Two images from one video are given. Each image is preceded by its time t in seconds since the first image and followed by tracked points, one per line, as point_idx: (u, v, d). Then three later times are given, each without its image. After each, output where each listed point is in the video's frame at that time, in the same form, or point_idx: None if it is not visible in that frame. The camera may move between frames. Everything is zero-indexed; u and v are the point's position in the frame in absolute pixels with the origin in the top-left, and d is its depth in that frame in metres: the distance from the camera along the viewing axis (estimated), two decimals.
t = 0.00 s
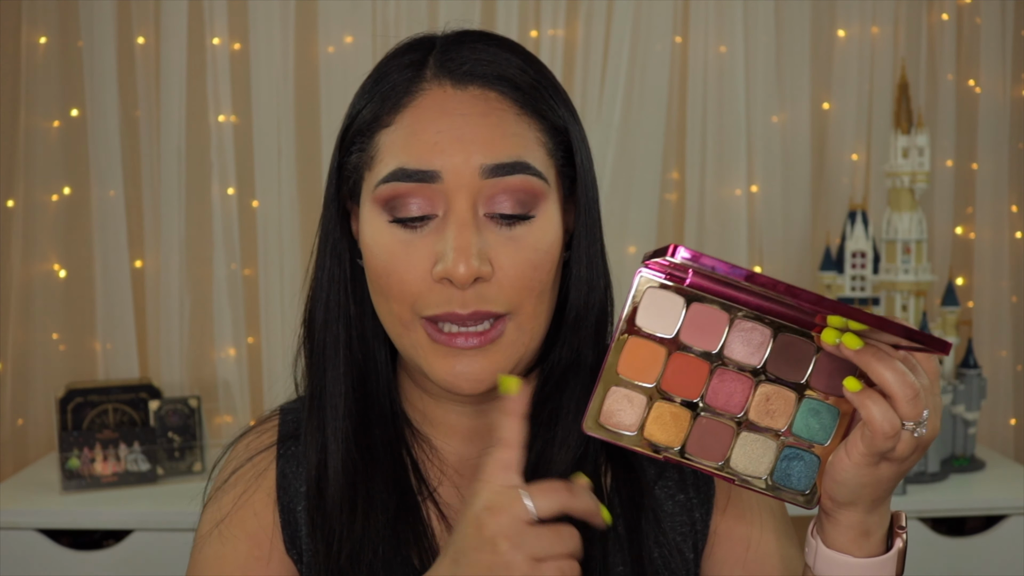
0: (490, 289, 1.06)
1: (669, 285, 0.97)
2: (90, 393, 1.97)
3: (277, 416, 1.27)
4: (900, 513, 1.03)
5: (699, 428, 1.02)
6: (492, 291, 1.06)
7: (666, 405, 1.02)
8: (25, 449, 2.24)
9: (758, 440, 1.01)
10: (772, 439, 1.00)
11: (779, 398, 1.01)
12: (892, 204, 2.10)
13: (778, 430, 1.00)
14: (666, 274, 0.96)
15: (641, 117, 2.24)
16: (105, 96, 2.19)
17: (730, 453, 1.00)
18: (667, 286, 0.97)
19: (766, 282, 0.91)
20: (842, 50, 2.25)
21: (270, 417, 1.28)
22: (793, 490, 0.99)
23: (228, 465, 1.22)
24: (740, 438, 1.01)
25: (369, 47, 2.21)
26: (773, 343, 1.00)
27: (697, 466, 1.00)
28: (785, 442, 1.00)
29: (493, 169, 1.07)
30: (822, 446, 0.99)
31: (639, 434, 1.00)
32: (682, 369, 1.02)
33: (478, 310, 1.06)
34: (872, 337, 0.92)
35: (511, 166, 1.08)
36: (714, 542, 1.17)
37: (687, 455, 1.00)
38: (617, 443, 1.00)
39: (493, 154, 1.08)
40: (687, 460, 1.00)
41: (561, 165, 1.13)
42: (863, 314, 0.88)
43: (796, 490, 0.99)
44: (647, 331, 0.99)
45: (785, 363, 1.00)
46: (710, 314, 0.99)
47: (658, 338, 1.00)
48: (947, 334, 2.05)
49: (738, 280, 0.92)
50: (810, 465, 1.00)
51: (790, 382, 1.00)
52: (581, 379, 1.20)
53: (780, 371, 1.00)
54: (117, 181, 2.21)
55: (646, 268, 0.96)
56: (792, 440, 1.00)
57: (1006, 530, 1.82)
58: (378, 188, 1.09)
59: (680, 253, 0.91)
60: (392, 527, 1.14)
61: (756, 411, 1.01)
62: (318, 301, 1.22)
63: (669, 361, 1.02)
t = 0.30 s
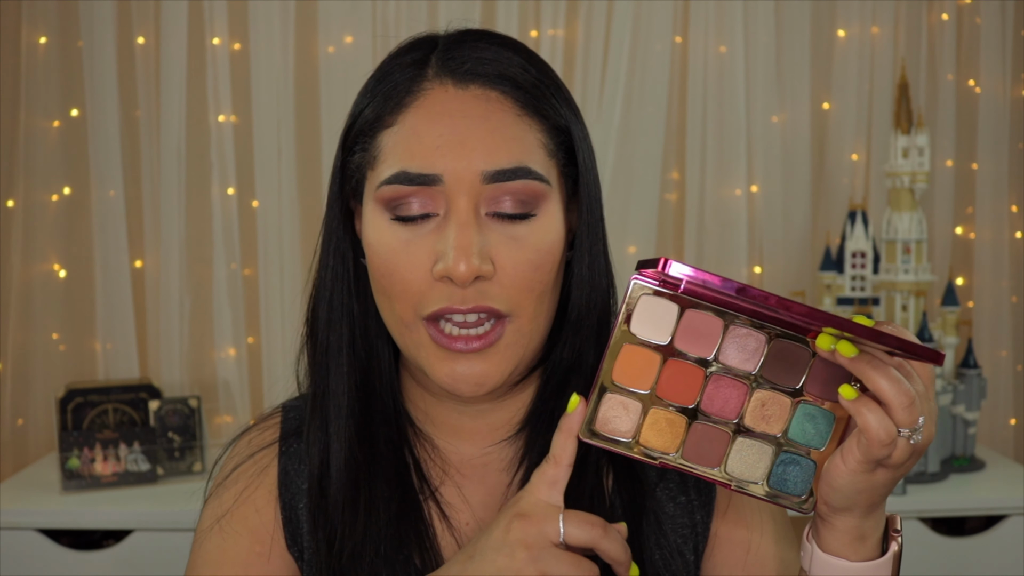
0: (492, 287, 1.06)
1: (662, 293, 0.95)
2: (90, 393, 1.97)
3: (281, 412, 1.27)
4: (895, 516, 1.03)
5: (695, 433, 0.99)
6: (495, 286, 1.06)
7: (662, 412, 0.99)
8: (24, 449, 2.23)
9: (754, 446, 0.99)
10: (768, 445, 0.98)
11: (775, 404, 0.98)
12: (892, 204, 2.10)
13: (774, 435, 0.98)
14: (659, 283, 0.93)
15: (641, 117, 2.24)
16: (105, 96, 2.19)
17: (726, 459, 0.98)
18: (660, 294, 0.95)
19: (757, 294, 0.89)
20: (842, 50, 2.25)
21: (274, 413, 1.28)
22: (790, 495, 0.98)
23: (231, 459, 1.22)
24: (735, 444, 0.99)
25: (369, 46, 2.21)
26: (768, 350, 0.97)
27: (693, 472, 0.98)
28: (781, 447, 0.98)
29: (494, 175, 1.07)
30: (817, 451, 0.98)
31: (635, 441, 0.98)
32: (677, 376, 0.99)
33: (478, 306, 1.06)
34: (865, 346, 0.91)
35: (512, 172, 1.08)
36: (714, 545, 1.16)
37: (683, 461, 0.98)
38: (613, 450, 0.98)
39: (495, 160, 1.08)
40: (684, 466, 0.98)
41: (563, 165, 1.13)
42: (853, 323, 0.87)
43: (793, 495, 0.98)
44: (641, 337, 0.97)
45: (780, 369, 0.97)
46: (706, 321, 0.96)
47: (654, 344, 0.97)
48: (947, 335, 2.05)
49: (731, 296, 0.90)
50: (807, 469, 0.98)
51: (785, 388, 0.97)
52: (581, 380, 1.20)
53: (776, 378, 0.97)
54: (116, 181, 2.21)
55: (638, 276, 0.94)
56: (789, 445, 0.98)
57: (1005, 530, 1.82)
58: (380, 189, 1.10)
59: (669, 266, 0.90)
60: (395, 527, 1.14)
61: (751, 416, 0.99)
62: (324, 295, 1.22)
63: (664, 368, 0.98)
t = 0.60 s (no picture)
0: (491, 279, 1.05)
1: (676, 289, 0.97)
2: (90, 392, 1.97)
3: (284, 413, 1.27)
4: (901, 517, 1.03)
5: (706, 433, 1.00)
6: (493, 279, 1.06)
7: (674, 411, 0.99)
8: (24, 449, 2.23)
9: (764, 444, 0.99)
10: (778, 443, 0.98)
11: (785, 402, 0.99)
12: (892, 204, 2.10)
13: (784, 434, 0.98)
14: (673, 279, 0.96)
15: (641, 117, 2.24)
16: (105, 96, 2.19)
17: (736, 457, 0.98)
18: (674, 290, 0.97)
19: (785, 284, 0.86)
20: (842, 50, 2.25)
21: (276, 414, 1.28)
22: (799, 494, 0.97)
23: (235, 458, 1.22)
24: (746, 443, 0.99)
25: (369, 47, 2.21)
26: (779, 348, 0.99)
27: (705, 470, 0.98)
28: (791, 446, 0.98)
29: (493, 164, 1.07)
30: (826, 450, 0.97)
31: (647, 439, 0.97)
32: (689, 375, 1.00)
33: (478, 300, 1.05)
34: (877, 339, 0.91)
35: (512, 161, 1.08)
36: (718, 547, 1.16)
37: (694, 459, 0.98)
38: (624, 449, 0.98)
39: (493, 149, 1.07)
40: (696, 464, 0.98)
41: (563, 157, 1.13)
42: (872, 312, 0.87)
43: (802, 495, 0.97)
44: (654, 336, 0.98)
45: (792, 366, 0.98)
46: (718, 317, 0.98)
47: (667, 342, 0.98)
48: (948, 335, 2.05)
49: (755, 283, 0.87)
50: (815, 469, 0.97)
51: (795, 386, 0.98)
52: (582, 376, 1.19)
53: (788, 375, 0.98)
54: (117, 181, 2.21)
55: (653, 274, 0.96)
56: (799, 444, 0.97)
57: (1006, 530, 1.82)
58: (381, 182, 1.10)
59: (699, 254, 0.86)
60: (399, 525, 1.14)
61: (762, 415, 0.99)
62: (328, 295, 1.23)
63: (676, 367, 1.00)
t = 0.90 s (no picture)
0: (489, 275, 1.06)
1: (668, 295, 0.96)
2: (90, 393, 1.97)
3: (288, 412, 1.27)
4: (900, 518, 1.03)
5: (700, 437, 0.98)
6: (491, 275, 1.06)
7: (668, 415, 0.98)
8: (24, 449, 2.23)
9: (760, 448, 0.98)
10: (773, 446, 0.97)
11: (778, 405, 0.98)
12: (892, 204, 2.10)
13: (779, 437, 0.97)
14: (665, 284, 0.95)
15: (641, 118, 2.24)
16: (105, 96, 2.19)
17: (732, 462, 0.97)
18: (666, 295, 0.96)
19: (768, 283, 0.85)
20: (842, 50, 2.25)
21: (278, 414, 1.28)
22: (794, 497, 0.96)
23: (239, 458, 1.22)
24: (741, 447, 0.98)
25: (368, 46, 2.21)
26: (772, 350, 0.97)
27: (702, 475, 0.97)
28: (786, 448, 0.97)
29: (490, 162, 1.07)
30: (822, 451, 0.97)
31: (642, 444, 0.97)
32: (682, 379, 0.99)
33: (476, 294, 1.06)
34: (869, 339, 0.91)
35: (508, 159, 1.08)
36: (720, 548, 1.16)
37: (690, 464, 0.97)
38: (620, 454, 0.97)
39: (491, 147, 1.08)
40: (692, 469, 0.97)
41: (562, 156, 1.13)
42: (863, 312, 0.88)
43: (798, 498, 0.96)
44: (646, 341, 0.97)
45: (784, 368, 0.97)
46: (709, 322, 0.97)
47: (658, 347, 0.97)
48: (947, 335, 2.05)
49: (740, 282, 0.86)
50: (812, 471, 0.97)
51: (789, 389, 0.97)
52: (583, 375, 1.20)
53: (780, 378, 0.97)
54: (117, 181, 2.21)
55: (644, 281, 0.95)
56: (794, 447, 0.97)
57: (1006, 530, 1.82)
58: (380, 181, 1.11)
59: (681, 255, 0.85)
60: (402, 525, 1.14)
61: (756, 418, 0.98)
62: (331, 295, 1.23)
63: (669, 372, 0.98)
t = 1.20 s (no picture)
0: (483, 274, 1.05)
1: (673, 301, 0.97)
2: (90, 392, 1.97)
3: (289, 412, 1.27)
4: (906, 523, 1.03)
5: (707, 442, 0.99)
6: (485, 273, 1.05)
7: (674, 421, 0.99)
8: (24, 449, 2.23)
9: (765, 453, 0.98)
10: (778, 450, 0.97)
11: (783, 409, 0.98)
12: (892, 204, 2.10)
13: (784, 441, 0.97)
14: (668, 291, 0.97)
15: (641, 118, 2.24)
16: (105, 96, 2.19)
17: (738, 466, 0.97)
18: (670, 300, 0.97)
19: (777, 280, 0.83)
20: (842, 51, 2.25)
21: (280, 413, 1.28)
22: (803, 501, 0.96)
23: (240, 458, 1.22)
24: (747, 452, 0.98)
25: (368, 46, 2.21)
26: (776, 354, 0.98)
27: (707, 479, 0.96)
28: (791, 453, 0.97)
29: (482, 157, 1.07)
30: (827, 455, 0.97)
31: (649, 450, 0.97)
32: (687, 385, 1.00)
33: (470, 293, 1.05)
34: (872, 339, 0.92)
35: (500, 155, 1.08)
36: (723, 549, 1.16)
37: (696, 469, 0.97)
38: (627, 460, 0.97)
39: (483, 143, 1.08)
40: (698, 473, 0.96)
41: (557, 154, 1.13)
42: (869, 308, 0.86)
43: (805, 502, 0.96)
44: (652, 346, 0.98)
45: (788, 373, 0.98)
46: (715, 328, 0.99)
47: (664, 352, 0.98)
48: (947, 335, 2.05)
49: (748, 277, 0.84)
50: (818, 475, 0.96)
51: (793, 393, 0.98)
52: (581, 376, 1.20)
53: (784, 382, 0.98)
54: (117, 181, 2.21)
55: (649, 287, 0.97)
56: (800, 451, 0.97)
57: (1006, 530, 1.82)
58: (376, 180, 1.11)
59: (690, 253, 0.83)
60: (402, 526, 1.14)
61: (762, 422, 0.99)
62: (332, 296, 1.24)
63: (675, 377, 0.99)
